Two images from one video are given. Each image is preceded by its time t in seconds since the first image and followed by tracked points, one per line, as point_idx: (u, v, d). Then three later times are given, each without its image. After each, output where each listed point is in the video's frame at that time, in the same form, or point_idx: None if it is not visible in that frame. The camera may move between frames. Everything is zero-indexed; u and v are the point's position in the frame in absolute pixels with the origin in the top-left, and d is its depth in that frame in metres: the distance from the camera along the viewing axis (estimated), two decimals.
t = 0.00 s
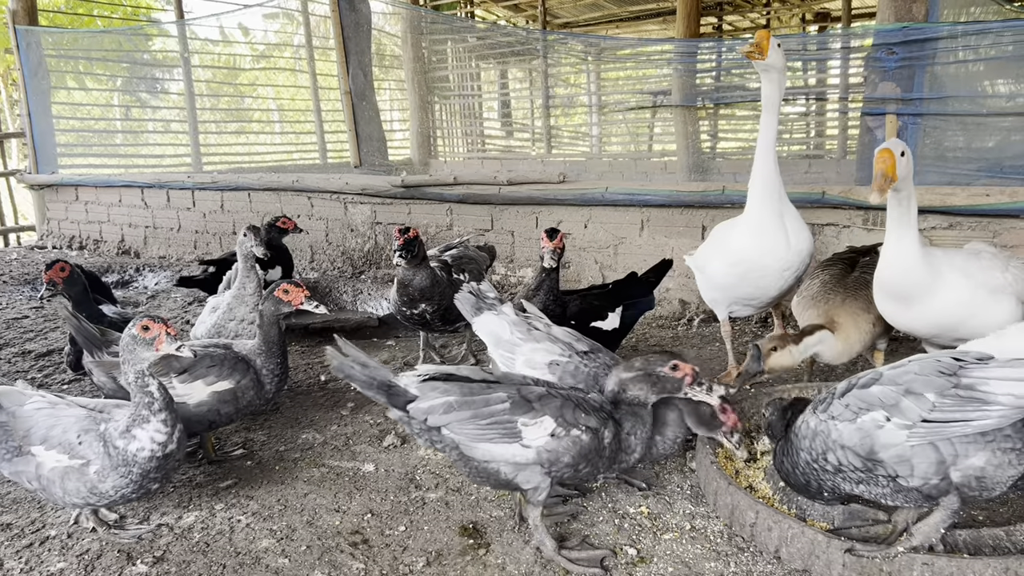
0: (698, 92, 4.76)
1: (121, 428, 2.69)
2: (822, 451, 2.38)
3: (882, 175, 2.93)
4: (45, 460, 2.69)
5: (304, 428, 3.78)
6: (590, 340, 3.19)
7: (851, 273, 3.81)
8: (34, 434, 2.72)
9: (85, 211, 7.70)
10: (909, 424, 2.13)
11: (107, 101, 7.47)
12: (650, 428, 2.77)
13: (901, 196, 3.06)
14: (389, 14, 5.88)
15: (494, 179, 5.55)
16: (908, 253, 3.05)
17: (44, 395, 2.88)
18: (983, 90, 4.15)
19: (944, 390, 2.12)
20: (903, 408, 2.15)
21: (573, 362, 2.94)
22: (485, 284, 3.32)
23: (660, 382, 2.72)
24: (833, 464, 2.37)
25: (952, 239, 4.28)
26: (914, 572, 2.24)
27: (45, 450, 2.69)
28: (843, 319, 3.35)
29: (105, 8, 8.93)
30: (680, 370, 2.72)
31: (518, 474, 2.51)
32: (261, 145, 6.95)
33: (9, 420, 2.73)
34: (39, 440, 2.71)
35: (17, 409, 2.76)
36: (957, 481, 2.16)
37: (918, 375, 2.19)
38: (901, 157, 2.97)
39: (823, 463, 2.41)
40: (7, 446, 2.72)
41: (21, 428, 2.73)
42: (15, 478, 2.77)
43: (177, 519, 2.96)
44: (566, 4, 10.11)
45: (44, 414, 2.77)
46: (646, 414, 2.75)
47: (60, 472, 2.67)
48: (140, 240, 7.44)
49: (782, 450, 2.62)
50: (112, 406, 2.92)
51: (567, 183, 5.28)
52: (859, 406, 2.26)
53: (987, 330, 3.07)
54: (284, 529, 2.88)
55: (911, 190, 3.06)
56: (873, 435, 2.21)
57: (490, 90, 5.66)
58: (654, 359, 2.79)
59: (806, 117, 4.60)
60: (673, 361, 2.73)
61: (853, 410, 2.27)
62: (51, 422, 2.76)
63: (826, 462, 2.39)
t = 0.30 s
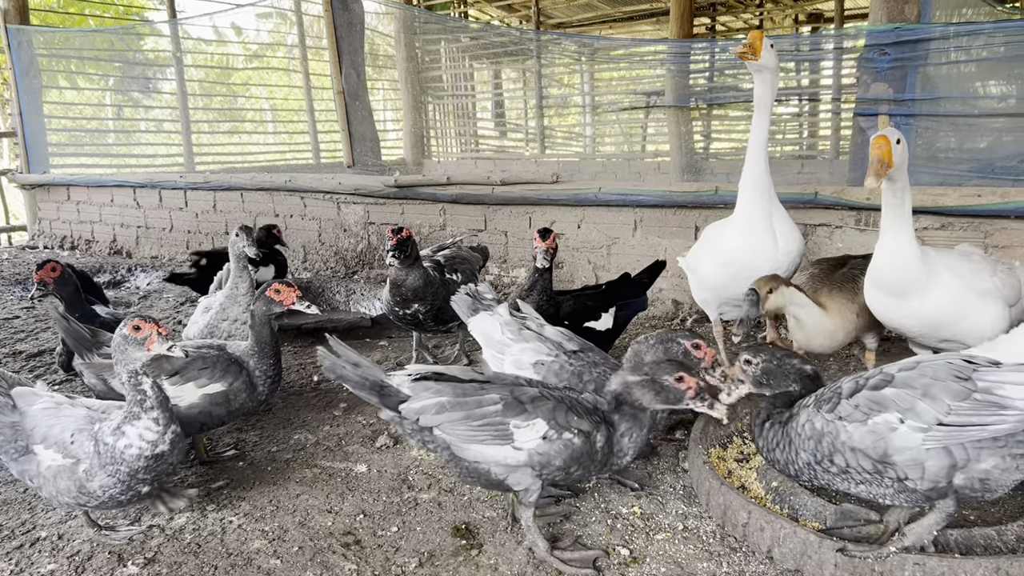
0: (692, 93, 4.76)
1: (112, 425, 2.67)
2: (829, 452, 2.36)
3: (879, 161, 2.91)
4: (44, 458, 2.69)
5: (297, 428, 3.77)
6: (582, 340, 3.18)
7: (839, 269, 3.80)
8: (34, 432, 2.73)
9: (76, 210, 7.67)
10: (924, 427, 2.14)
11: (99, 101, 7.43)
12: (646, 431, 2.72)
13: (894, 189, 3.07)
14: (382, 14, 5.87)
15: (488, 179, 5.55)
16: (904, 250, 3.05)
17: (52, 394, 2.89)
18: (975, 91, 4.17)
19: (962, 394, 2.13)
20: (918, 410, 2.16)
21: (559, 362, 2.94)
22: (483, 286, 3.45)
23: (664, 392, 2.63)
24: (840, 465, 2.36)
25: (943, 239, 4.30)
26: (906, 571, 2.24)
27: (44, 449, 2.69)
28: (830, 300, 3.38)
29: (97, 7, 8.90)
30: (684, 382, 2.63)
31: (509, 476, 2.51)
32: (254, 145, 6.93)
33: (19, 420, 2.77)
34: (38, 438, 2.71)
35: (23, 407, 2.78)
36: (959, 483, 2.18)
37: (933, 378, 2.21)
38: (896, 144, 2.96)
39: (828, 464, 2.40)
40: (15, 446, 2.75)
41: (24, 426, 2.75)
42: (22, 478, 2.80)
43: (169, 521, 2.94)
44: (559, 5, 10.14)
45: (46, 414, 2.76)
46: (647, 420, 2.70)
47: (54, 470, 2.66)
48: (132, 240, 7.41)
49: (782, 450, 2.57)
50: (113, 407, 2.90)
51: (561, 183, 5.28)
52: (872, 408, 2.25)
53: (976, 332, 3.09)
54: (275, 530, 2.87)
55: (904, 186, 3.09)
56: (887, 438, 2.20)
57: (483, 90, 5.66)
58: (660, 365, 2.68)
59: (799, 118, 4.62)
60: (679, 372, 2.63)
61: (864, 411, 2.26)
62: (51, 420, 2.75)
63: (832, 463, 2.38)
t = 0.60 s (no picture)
0: (685, 93, 4.77)
1: (130, 418, 2.65)
2: (829, 449, 2.34)
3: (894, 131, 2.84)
4: (66, 447, 2.68)
5: (289, 429, 3.76)
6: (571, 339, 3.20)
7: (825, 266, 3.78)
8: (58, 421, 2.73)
9: (68, 211, 7.65)
10: (929, 425, 2.13)
11: (91, 101, 7.41)
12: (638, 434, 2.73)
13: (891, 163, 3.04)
14: (376, 14, 5.86)
15: (481, 179, 5.55)
16: (900, 247, 3.04)
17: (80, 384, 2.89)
18: (966, 92, 4.19)
19: (966, 393, 2.13)
20: (922, 408, 2.16)
21: (549, 360, 2.95)
22: (473, 294, 3.42)
23: (661, 394, 2.69)
24: (840, 462, 2.34)
25: (935, 239, 4.31)
26: (897, 571, 2.24)
27: (67, 437, 2.68)
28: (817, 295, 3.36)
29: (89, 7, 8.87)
30: (683, 388, 2.69)
31: (497, 476, 2.50)
32: (247, 145, 6.92)
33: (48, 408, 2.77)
34: (62, 427, 2.71)
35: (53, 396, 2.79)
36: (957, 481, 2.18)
37: (935, 376, 2.21)
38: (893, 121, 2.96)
39: (827, 461, 2.38)
40: (40, 434, 2.75)
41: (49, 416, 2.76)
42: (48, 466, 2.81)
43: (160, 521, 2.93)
44: (551, 5, 10.16)
45: (72, 404, 2.76)
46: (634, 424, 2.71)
47: (75, 458, 2.65)
48: (124, 241, 7.39)
49: (780, 449, 2.55)
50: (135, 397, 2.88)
51: (554, 183, 5.28)
52: (874, 404, 2.24)
53: (966, 332, 3.12)
54: (268, 531, 2.86)
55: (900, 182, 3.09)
56: (890, 435, 2.18)
57: (477, 90, 5.65)
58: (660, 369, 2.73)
59: (792, 118, 4.63)
60: (678, 378, 2.68)
61: (867, 407, 2.24)
62: (75, 409, 2.75)
63: (832, 460, 2.36)
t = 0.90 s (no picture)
0: (679, 93, 4.78)
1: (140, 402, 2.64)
2: (833, 435, 2.30)
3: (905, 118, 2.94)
4: (65, 445, 2.62)
5: (282, 429, 3.75)
6: (562, 338, 3.21)
7: (814, 264, 3.75)
8: (52, 423, 2.66)
9: (61, 211, 7.64)
10: (937, 418, 2.13)
11: (84, 101, 7.39)
12: (618, 401, 2.71)
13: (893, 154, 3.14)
14: (370, 14, 5.86)
15: (475, 179, 5.55)
16: (898, 242, 3.07)
17: (67, 390, 2.84)
18: (960, 92, 4.20)
19: (974, 388, 2.14)
20: (931, 401, 2.15)
21: (541, 358, 2.94)
22: (463, 295, 3.49)
23: (622, 347, 2.71)
24: (843, 452, 2.30)
25: (928, 238, 4.32)
26: (890, 568, 2.23)
27: (66, 435, 2.63)
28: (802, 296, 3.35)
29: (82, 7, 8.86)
30: (636, 339, 2.73)
31: (491, 476, 2.49)
32: (241, 146, 6.92)
33: (37, 415, 2.69)
34: (59, 427, 2.65)
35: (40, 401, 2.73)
36: (963, 479, 2.22)
37: (942, 370, 2.21)
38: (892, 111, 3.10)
39: (830, 450, 2.33)
40: (32, 439, 2.67)
41: (41, 419, 2.68)
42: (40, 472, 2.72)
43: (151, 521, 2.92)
44: (545, 5, 10.17)
45: (66, 404, 2.72)
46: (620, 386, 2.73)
47: (76, 454, 2.58)
48: (117, 241, 7.38)
49: (781, 438, 2.47)
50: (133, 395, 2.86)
51: (548, 183, 5.27)
52: (882, 395, 2.22)
53: (960, 331, 3.12)
54: (260, 531, 2.84)
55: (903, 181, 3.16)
56: (900, 427, 2.17)
57: (471, 90, 5.65)
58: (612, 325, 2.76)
59: (786, 118, 4.64)
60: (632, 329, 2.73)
61: (875, 398, 2.23)
62: (67, 410, 2.70)
63: (835, 449, 2.32)
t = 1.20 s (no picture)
0: (674, 93, 4.78)
1: (161, 399, 2.67)
2: (833, 441, 2.27)
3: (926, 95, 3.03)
4: (83, 439, 2.60)
5: (276, 429, 3.74)
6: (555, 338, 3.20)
7: (796, 273, 3.73)
8: (62, 420, 2.63)
9: (55, 212, 7.63)
10: (937, 421, 2.13)
11: (79, 102, 7.38)
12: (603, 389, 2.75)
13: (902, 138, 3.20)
14: (365, 15, 5.86)
15: (470, 179, 5.55)
16: (896, 236, 3.11)
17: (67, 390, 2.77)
18: (953, 92, 4.20)
19: (973, 391, 2.13)
20: (931, 404, 2.14)
21: (533, 358, 2.93)
22: (458, 296, 3.50)
23: (620, 327, 2.76)
24: (843, 456, 2.27)
25: (922, 238, 4.33)
26: (883, 567, 2.23)
27: (83, 430, 2.60)
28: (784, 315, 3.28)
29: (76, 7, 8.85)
30: (638, 319, 2.78)
31: (485, 479, 2.49)
32: (236, 146, 6.92)
33: (35, 414, 2.64)
34: (73, 423, 2.62)
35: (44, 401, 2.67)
36: (958, 479, 2.22)
37: (940, 373, 2.20)
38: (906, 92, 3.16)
39: (830, 454, 2.30)
40: (34, 436, 2.63)
41: (49, 416, 2.64)
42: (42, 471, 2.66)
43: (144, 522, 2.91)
44: (540, 6, 10.16)
45: (76, 401, 2.68)
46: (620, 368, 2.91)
47: (100, 447, 2.58)
48: (111, 242, 7.36)
49: (782, 442, 2.39)
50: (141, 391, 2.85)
51: (543, 183, 5.27)
52: (881, 398, 2.20)
53: (951, 331, 3.12)
54: (252, 532, 2.83)
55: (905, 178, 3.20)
56: (900, 431, 2.16)
57: (466, 91, 5.65)
58: (612, 306, 2.81)
59: (781, 118, 4.64)
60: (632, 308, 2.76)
61: (874, 402, 2.21)
62: (82, 407, 2.67)
63: (834, 453, 2.29)
